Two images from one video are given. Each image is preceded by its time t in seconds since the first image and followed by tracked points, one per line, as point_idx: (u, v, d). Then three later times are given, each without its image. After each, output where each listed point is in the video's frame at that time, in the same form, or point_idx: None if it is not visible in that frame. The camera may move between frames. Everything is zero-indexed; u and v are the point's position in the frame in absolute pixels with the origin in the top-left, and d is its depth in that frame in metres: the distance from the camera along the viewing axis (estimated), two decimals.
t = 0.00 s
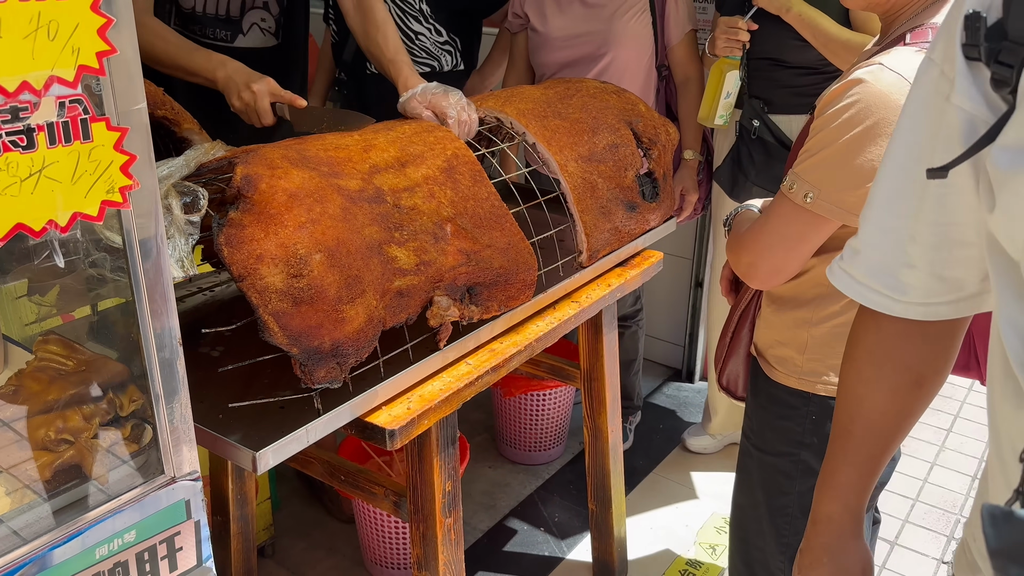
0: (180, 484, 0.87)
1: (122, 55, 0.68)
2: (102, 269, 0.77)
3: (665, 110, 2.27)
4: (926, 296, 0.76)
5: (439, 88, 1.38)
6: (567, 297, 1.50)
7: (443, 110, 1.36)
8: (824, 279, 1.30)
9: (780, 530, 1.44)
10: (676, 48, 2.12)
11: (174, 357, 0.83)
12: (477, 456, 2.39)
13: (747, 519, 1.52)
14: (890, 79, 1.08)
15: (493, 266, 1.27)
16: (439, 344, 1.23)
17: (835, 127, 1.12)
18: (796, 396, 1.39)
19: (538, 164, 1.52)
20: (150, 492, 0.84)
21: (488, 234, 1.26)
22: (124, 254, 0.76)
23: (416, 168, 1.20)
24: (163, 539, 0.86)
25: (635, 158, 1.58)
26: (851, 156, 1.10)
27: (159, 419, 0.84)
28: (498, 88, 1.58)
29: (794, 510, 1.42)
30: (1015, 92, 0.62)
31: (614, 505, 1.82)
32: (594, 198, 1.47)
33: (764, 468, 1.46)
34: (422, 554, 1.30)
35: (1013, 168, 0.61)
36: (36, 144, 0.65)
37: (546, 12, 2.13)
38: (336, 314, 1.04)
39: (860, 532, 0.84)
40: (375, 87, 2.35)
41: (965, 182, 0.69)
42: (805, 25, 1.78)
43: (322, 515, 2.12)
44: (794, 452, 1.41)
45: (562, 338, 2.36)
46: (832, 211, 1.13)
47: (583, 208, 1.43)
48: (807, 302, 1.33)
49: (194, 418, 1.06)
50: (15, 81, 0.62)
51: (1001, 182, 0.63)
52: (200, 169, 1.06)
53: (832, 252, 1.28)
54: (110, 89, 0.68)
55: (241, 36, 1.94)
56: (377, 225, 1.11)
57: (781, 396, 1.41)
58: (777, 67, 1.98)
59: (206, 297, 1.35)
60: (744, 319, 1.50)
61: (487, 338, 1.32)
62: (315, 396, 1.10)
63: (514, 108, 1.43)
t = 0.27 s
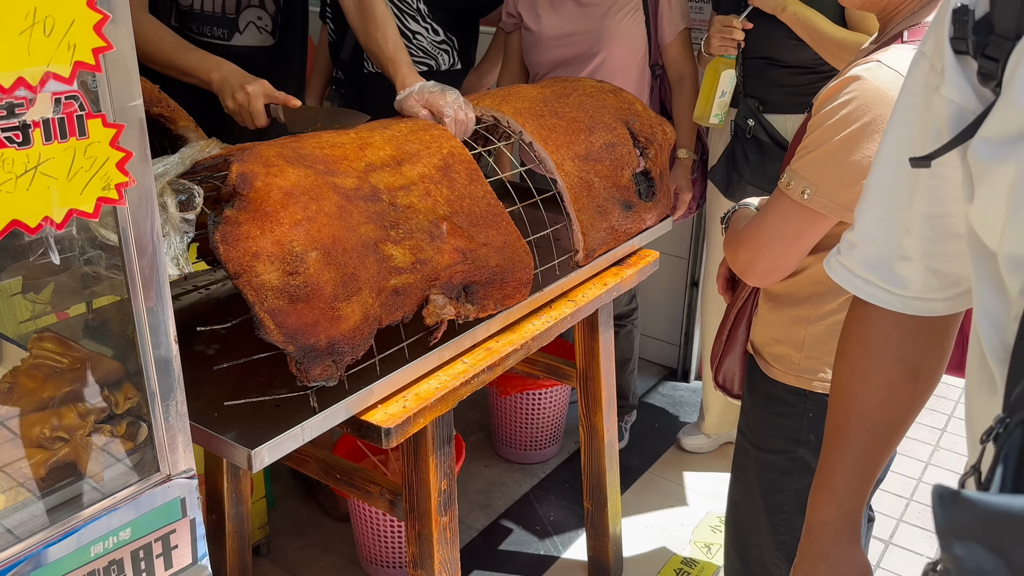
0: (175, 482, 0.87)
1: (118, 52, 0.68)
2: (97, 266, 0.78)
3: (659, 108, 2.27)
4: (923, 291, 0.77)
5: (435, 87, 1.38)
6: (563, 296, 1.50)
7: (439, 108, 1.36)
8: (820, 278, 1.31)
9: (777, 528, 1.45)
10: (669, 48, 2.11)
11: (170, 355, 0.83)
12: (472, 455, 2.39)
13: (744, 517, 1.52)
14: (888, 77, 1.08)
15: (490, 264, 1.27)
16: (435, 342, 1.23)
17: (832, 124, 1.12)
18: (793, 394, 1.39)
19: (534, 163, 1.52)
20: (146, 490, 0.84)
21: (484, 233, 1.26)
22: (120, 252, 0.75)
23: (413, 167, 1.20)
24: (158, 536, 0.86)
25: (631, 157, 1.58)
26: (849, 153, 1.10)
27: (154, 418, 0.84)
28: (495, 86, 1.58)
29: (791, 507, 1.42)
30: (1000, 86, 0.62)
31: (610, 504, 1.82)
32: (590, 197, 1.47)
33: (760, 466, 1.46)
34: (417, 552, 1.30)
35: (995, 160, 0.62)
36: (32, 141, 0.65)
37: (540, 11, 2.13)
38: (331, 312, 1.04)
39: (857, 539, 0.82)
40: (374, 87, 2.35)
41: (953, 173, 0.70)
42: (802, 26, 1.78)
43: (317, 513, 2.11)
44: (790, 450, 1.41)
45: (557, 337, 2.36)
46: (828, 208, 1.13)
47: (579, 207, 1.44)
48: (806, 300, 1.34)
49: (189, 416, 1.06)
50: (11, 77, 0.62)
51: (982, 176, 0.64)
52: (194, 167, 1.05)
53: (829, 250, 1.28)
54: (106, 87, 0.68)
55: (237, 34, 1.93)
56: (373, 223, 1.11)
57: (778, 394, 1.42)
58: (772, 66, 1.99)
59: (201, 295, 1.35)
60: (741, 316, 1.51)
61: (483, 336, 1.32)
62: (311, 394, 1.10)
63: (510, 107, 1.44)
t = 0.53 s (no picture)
0: (174, 480, 0.87)
1: (121, 48, 0.68)
2: (93, 263, 0.78)
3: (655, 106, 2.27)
4: (940, 278, 0.78)
5: (434, 84, 1.38)
6: (560, 294, 1.50)
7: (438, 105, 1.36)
8: (818, 276, 1.31)
9: (775, 526, 1.45)
10: (664, 45, 2.12)
11: (169, 352, 0.82)
12: (468, 454, 2.39)
13: (741, 515, 1.52)
14: (885, 75, 1.08)
15: (486, 262, 1.27)
16: (433, 340, 1.24)
17: (829, 121, 1.12)
18: (791, 392, 1.40)
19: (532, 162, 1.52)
20: (145, 488, 0.84)
21: (481, 231, 1.26)
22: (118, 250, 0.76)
23: (409, 165, 1.20)
24: (157, 534, 0.86)
25: (628, 156, 1.59)
26: (847, 150, 1.11)
27: (154, 415, 0.84)
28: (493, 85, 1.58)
29: (789, 505, 1.42)
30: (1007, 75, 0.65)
31: (606, 503, 1.82)
32: (587, 196, 1.47)
33: (758, 464, 1.47)
34: (415, 550, 1.30)
35: (992, 143, 0.65)
36: (33, 137, 0.65)
37: (535, 10, 2.13)
38: (328, 310, 1.04)
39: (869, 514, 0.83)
40: (373, 86, 2.35)
41: (964, 161, 0.72)
42: (803, 31, 1.79)
43: (313, 512, 2.11)
44: (787, 448, 1.42)
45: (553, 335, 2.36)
46: (826, 205, 1.14)
47: (577, 206, 1.44)
48: (804, 298, 1.34)
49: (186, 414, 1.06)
50: (12, 73, 0.61)
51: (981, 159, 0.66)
52: (191, 163, 1.05)
53: (829, 248, 1.29)
54: (107, 83, 0.68)
55: (237, 33, 1.93)
56: (370, 221, 1.11)
57: (776, 392, 1.42)
58: (773, 69, 2.00)
59: (198, 293, 1.35)
60: (741, 314, 1.51)
61: (480, 335, 1.32)
62: (310, 392, 1.10)
63: (508, 105, 1.44)
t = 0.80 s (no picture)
0: (176, 479, 0.86)
1: (123, 43, 0.67)
2: (98, 263, 0.77)
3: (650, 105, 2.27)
4: (978, 250, 0.85)
5: (433, 82, 1.38)
6: (559, 292, 1.51)
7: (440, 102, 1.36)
8: (819, 274, 1.32)
9: (775, 523, 1.46)
10: (659, 43, 2.12)
11: (172, 349, 0.82)
12: (464, 452, 2.38)
13: (740, 512, 1.53)
14: (886, 73, 1.10)
15: (491, 261, 1.26)
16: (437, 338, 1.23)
17: (830, 120, 1.13)
18: (790, 388, 1.41)
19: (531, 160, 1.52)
20: (148, 486, 0.83)
21: (485, 229, 1.26)
22: (123, 247, 0.75)
23: (414, 162, 1.20)
24: (159, 533, 0.85)
25: (626, 154, 1.59)
26: (849, 149, 1.12)
27: (156, 413, 0.83)
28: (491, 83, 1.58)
29: (789, 502, 1.43)
30: None
31: (604, 500, 1.83)
32: (587, 194, 1.47)
33: (758, 461, 1.48)
34: (416, 548, 1.30)
35: None
36: (36, 132, 0.64)
37: (529, 9, 2.13)
38: (337, 308, 1.04)
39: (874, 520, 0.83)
40: (369, 84, 2.34)
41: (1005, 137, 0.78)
42: (804, 28, 1.80)
43: (308, 511, 2.10)
44: (787, 445, 1.43)
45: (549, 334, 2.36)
46: (828, 204, 1.15)
47: (576, 204, 1.44)
48: (805, 297, 1.35)
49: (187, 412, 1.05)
50: (15, 68, 0.61)
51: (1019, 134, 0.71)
52: (194, 162, 1.03)
53: (830, 246, 1.30)
54: (110, 78, 0.68)
55: (239, 35, 1.93)
56: (377, 219, 1.11)
57: (776, 390, 1.43)
58: (773, 67, 2.01)
59: (196, 291, 1.34)
60: (741, 313, 1.52)
61: (481, 333, 1.32)
62: (312, 390, 1.09)
63: (507, 103, 1.43)
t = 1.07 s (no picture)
0: (158, 484, 0.85)
1: (102, 44, 0.67)
2: (73, 265, 0.76)
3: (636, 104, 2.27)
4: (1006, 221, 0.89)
5: (415, 81, 1.38)
6: (545, 292, 1.50)
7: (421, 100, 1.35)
8: (807, 274, 1.33)
9: (762, 522, 1.47)
10: (644, 41, 2.12)
11: (152, 353, 0.81)
12: (451, 453, 2.38)
13: (728, 511, 1.54)
14: (873, 76, 1.10)
15: (472, 261, 1.26)
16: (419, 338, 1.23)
17: (818, 123, 1.13)
18: (777, 387, 1.42)
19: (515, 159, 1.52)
20: (128, 491, 0.82)
21: (467, 229, 1.26)
22: (101, 250, 0.74)
23: (394, 163, 1.19)
24: (140, 539, 0.84)
25: (611, 153, 1.59)
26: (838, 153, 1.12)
27: (136, 416, 0.82)
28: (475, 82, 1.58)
29: (777, 502, 1.44)
30: None
31: (591, 501, 1.83)
32: (571, 194, 1.47)
33: (746, 461, 1.48)
34: (402, 550, 1.29)
35: None
36: (12, 135, 0.63)
37: (514, 9, 2.12)
38: (316, 309, 1.03)
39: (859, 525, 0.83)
40: (354, 85, 2.33)
41: None
42: (789, 26, 1.81)
43: (294, 514, 2.09)
44: (774, 443, 1.43)
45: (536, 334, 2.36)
46: (816, 206, 1.16)
47: (561, 204, 1.44)
48: (791, 296, 1.35)
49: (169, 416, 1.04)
50: None
51: None
52: (171, 162, 1.03)
53: (818, 246, 1.30)
54: (88, 80, 0.67)
55: (221, 33, 1.91)
56: (356, 220, 1.10)
57: (764, 390, 1.44)
58: (758, 66, 2.02)
59: (178, 294, 1.33)
60: (728, 314, 1.52)
61: (466, 334, 1.32)
62: (294, 393, 1.08)
63: (491, 103, 1.43)
